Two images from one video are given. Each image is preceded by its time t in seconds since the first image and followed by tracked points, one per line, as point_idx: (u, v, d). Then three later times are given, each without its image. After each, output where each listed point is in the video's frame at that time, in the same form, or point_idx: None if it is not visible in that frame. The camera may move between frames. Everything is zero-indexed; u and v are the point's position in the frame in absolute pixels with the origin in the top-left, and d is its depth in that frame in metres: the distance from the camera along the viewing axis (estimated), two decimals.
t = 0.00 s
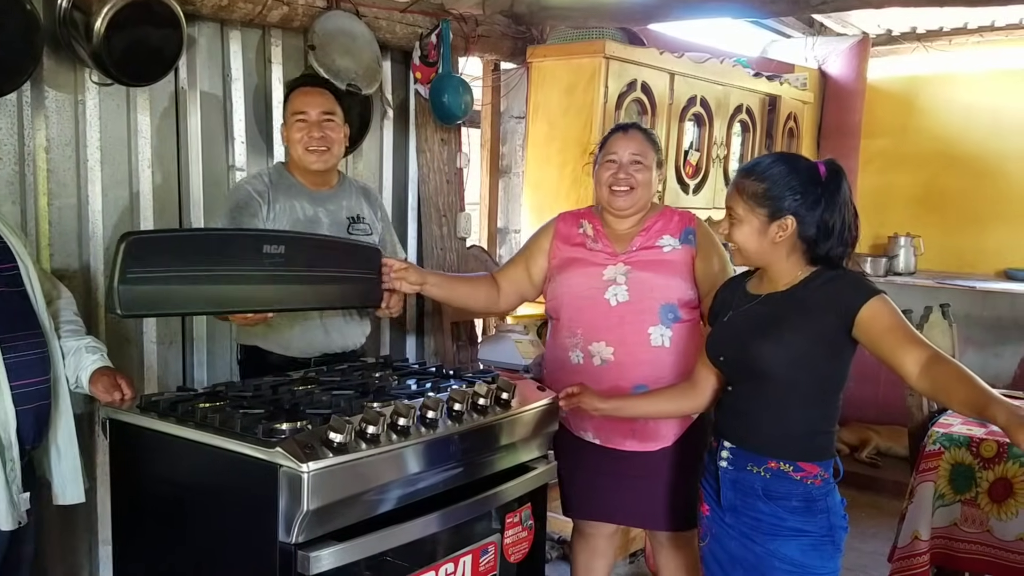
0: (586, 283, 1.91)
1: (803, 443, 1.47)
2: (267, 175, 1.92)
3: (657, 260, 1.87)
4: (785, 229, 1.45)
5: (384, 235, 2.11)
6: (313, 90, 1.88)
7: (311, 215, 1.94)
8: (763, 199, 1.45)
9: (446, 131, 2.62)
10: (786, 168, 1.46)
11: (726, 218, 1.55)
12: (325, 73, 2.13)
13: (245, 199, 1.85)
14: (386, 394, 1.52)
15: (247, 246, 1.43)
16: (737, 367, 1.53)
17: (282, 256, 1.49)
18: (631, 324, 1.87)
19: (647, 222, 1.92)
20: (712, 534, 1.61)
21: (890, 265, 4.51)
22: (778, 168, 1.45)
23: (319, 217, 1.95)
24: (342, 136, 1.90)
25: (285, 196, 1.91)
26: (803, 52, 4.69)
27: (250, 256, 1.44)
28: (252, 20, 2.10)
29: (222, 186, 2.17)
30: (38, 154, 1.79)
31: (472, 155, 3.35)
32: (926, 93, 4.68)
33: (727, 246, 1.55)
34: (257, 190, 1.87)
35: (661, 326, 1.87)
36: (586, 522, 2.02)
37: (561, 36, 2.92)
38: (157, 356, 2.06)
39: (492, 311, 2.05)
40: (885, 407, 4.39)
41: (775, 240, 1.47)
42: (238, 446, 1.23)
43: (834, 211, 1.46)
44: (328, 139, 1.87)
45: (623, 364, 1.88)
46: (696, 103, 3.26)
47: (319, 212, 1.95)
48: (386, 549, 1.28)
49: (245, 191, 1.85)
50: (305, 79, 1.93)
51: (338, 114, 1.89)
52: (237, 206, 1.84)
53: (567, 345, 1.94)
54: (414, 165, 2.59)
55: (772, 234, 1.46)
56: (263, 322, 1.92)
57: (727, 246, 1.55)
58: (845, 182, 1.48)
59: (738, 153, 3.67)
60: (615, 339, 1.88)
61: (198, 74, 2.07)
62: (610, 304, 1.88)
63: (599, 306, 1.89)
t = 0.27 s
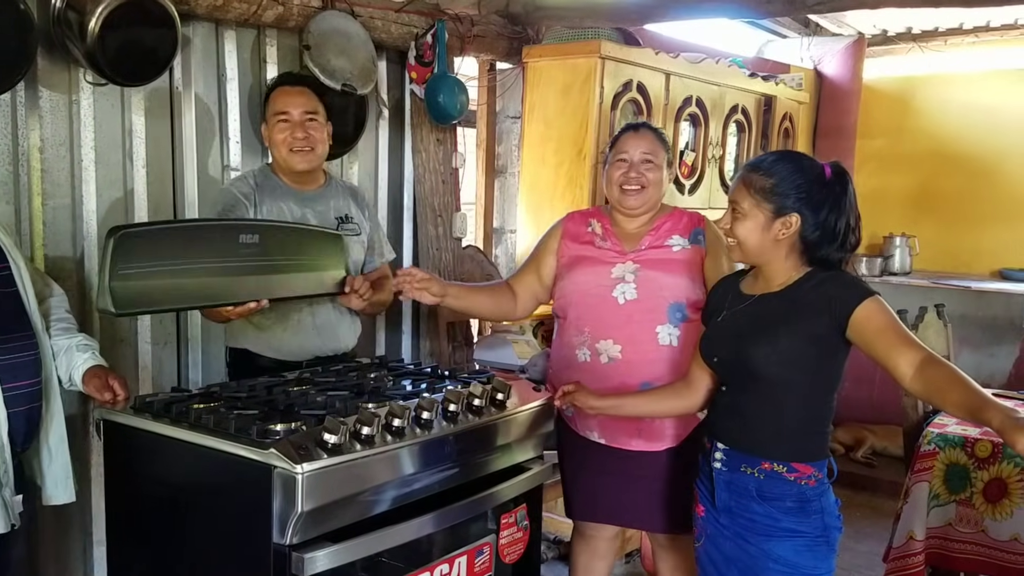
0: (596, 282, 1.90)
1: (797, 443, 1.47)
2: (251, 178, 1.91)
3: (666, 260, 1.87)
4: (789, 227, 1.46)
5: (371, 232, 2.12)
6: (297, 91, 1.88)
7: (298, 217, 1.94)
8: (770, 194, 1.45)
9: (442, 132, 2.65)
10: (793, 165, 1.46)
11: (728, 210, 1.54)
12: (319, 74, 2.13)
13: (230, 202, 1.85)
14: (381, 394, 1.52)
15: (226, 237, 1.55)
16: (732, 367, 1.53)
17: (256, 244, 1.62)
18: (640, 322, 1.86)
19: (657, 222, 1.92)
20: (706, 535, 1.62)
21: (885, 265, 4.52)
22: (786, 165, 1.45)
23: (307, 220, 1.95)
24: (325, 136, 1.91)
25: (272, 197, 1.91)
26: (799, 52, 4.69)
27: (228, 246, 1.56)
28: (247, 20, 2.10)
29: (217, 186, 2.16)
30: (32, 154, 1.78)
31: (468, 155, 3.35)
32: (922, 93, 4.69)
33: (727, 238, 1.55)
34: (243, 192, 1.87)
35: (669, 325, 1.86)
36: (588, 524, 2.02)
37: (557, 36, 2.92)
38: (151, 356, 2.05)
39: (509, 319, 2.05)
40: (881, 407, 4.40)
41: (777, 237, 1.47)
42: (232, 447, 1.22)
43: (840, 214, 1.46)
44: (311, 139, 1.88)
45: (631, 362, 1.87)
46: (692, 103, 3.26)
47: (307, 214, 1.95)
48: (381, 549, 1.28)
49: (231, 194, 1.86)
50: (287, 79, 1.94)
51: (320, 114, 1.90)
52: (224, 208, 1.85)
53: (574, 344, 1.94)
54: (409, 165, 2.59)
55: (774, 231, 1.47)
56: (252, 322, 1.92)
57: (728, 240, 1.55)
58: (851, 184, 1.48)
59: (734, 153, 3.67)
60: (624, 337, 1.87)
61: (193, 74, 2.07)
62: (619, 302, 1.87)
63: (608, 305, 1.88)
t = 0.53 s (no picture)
0: (606, 278, 1.91)
1: (794, 442, 1.47)
2: (247, 179, 1.90)
3: (678, 259, 1.87)
4: (792, 227, 1.46)
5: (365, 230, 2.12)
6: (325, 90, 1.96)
7: (295, 218, 1.94)
8: (775, 193, 1.45)
9: (438, 131, 2.62)
10: (798, 165, 1.46)
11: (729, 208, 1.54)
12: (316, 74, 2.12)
13: (227, 207, 1.84)
14: (378, 394, 1.52)
15: (204, 243, 1.61)
16: (729, 367, 1.53)
17: (234, 252, 1.67)
18: (648, 319, 1.86)
19: (672, 222, 1.92)
20: (703, 534, 1.61)
21: (881, 265, 4.52)
22: (790, 165, 1.45)
23: (303, 219, 1.95)
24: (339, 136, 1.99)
25: (268, 199, 1.91)
26: (796, 52, 4.68)
27: (207, 252, 1.62)
28: (243, 19, 2.09)
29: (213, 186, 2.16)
30: (27, 154, 1.77)
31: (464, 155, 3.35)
32: (918, 93, 4.69)
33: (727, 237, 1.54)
34: (239, 194, 1.86)
35: (677, 324, 1.85)
36: (590, 526, 2.03)
37: (553, 36, 2.92)
38: (147, 357, 2.04)
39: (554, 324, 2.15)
40: (877, 407, 4.40)
41: (780, 237, 1.47)
42: (228, 447, 1.22)
43: (842, 217, 1.46)
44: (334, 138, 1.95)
45: (639, 359, 1.87)
46: (688, 103, 3.26)
47: (304, 214, 1.95)
48: (378, 550, 1.27)
49: (227, 200, 1.84)
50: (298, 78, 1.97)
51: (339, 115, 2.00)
52: (220, 213, 1.84)
53: (583, 340, 1.95)
54: (406, 165, 2.58)
55: (778, 230, 1.46)
56: (250, 324, 1.91)
57: (727, 239, 1.54)
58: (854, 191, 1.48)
59: (731, 153, 3.67)
60: (632, 333, 1.87)
61: (188, 73, 2.06)
62: (627, 298, 1.88)
63: (618, 301, 1.89)
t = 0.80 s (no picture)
0: (613, 279, 1.92)
1: (790, 442, 1.47)
2: (254, 179, 1.90)
3: (683, 263, 1.86)
4: (790, 229, 1.46)
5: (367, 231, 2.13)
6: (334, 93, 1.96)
7: (301, 220, 1.93)
8: (772, 197, 1.45)
9: (435, 131, 2.61)
10: (796, 168, 1.46)
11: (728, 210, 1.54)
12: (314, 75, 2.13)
13: (229, 206, 1.84)
14: (375, 395, 1.52)
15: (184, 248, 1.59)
16: (726, 368, 1.53)
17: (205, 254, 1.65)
18: (649, 321, 1.86)
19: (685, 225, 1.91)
20: (700, 534, 1.62)
21: (878, 266, 4.53)
22: (788, 169, 1.45)
23: (309, 222, 1.94)
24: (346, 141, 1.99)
25: (273, 201, 1.89)
26: (792, 53, 4.70)
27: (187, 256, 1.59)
28: (240, 20, 2.09)
29: (210, 186, 2.15)
30: (23, 154, 1.77)
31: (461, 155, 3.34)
32: (914, 93, 4.70)
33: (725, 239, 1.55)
34: (246, 195, 1.86)
35: (679, 327, 1.85)
36: (583, 525, 2.03)
37: (551, 36, 2.93)
38: (143, 357, 2.04)
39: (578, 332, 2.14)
40: (873, 407, 4.41)
41: (778, 240, 1.47)
42: (226, 448, 1.22)
43: (841, 219, 1.47)
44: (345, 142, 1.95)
45: (640, 360, 1.87)
46: (685, 104, 3.27)
47: (309, 216, 1.94)
48: (376, 551, 1.27)
49: (231, 199, 1.84)
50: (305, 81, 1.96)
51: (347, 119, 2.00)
52: (223, 211, 1.83)
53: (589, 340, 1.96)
54: (403, 166, 2.58)
55: (775, 233, 1.47)
56: (252, 323, 1.91)
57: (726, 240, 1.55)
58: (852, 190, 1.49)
59: (727, 153, 3.68)
60: (633, 335, 1.88)
61: (185, 73, 2.06)
62: (631, 300, 1.88)
63: (621, 303, 1.89)
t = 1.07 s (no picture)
0: (610, 275, 1.93)
1: (786, 442, 1.47)
2: (256, 180, 1.89)
3: (682, 263, 1.86)
4: (789, 230, 1.46)
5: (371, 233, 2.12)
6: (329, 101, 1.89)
7: (302, 220, 1.92)
8: (770, 198, 1.45)
9: (431, 131, 2.61)
10: (795, 169, 1.45)
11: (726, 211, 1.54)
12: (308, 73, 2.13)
13: (230, 205, 1.83)
14: (372, 395, 1.51)
15: (182, 260, 1.58)
16: (723, 367, 1.53)
17: (205, 264, 1.65)
18: (641, 320, 1.86)
19: (687, 225, 1.91)
20: (696, 533, 1.62)
21: (874, 265, 4.54)
22: (786, 169, 1.45)
23: (310, 222, 1.93)
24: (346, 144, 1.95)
25: (274, 200, 1.89)
26: (788, 52, 4.71)
27: (185, 268, 1.59)
28: (236, 19, 2.08)
29: (206, 185, 2.15)
30: (18, 154, 1.76)
31: (458, 155, 3.34)
32: (910, 93, 4.70)
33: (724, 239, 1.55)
34: (246, 194, 1.85)
35: (670, 327, 1.84)
36: (591, 525, 2.02)
37: (548, 36, 2.92)
38: (139, 357, 2.03)
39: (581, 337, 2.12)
40: (870, 406, 4.42)
41: (776, 240, 1.47)
42: (222, 448, 1.21)
43: (840, 218, 1.47)
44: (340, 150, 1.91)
45: (630, 359, 1.88)
46: (682, 103, 3.27)
47: (311, 215, 1.93)
48: (373, 551, 1.27)
49: (232, 198, 1.83)
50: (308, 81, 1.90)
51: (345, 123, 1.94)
52: (224, 211, 1.83)
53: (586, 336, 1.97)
54: (400, 166, 2.58)
55: (774, 233, 1.47)
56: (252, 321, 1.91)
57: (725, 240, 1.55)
58: (849, 187, 1.49)
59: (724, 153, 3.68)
60: (624, 334, 1.88)
61: (182, 72, 2.05)
62: (626, 298, 1.88)
63: (616, 300, 1.90)
